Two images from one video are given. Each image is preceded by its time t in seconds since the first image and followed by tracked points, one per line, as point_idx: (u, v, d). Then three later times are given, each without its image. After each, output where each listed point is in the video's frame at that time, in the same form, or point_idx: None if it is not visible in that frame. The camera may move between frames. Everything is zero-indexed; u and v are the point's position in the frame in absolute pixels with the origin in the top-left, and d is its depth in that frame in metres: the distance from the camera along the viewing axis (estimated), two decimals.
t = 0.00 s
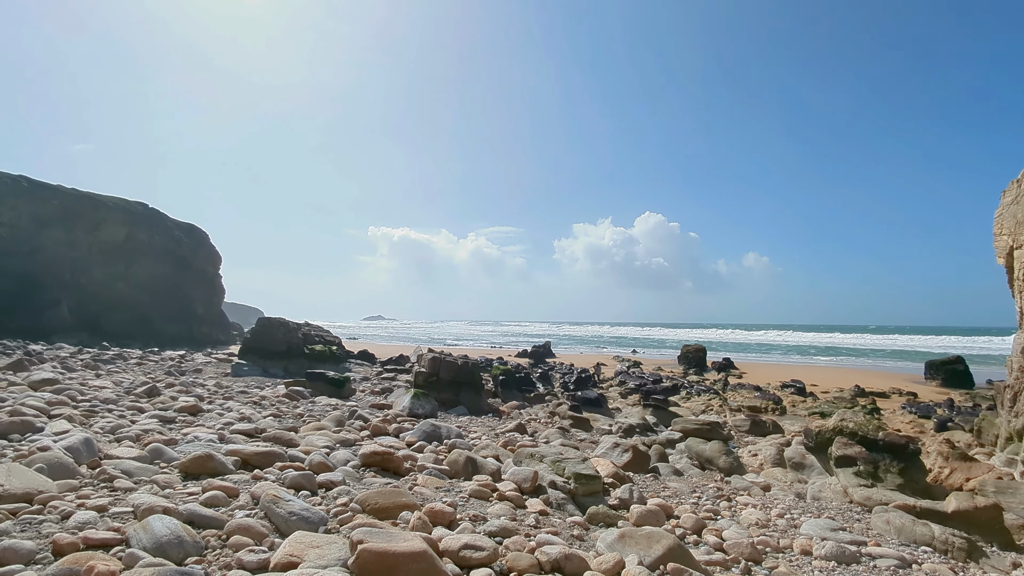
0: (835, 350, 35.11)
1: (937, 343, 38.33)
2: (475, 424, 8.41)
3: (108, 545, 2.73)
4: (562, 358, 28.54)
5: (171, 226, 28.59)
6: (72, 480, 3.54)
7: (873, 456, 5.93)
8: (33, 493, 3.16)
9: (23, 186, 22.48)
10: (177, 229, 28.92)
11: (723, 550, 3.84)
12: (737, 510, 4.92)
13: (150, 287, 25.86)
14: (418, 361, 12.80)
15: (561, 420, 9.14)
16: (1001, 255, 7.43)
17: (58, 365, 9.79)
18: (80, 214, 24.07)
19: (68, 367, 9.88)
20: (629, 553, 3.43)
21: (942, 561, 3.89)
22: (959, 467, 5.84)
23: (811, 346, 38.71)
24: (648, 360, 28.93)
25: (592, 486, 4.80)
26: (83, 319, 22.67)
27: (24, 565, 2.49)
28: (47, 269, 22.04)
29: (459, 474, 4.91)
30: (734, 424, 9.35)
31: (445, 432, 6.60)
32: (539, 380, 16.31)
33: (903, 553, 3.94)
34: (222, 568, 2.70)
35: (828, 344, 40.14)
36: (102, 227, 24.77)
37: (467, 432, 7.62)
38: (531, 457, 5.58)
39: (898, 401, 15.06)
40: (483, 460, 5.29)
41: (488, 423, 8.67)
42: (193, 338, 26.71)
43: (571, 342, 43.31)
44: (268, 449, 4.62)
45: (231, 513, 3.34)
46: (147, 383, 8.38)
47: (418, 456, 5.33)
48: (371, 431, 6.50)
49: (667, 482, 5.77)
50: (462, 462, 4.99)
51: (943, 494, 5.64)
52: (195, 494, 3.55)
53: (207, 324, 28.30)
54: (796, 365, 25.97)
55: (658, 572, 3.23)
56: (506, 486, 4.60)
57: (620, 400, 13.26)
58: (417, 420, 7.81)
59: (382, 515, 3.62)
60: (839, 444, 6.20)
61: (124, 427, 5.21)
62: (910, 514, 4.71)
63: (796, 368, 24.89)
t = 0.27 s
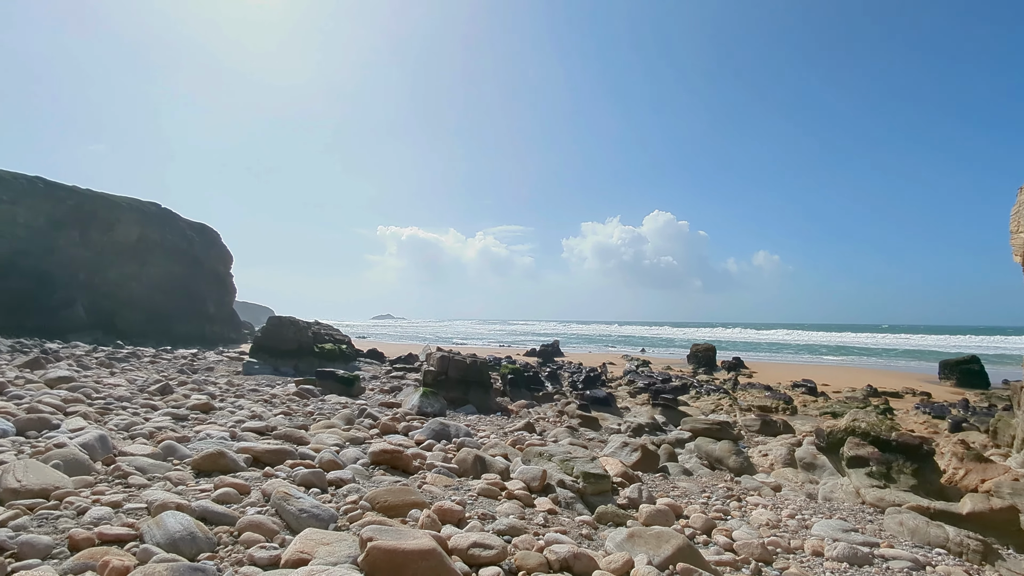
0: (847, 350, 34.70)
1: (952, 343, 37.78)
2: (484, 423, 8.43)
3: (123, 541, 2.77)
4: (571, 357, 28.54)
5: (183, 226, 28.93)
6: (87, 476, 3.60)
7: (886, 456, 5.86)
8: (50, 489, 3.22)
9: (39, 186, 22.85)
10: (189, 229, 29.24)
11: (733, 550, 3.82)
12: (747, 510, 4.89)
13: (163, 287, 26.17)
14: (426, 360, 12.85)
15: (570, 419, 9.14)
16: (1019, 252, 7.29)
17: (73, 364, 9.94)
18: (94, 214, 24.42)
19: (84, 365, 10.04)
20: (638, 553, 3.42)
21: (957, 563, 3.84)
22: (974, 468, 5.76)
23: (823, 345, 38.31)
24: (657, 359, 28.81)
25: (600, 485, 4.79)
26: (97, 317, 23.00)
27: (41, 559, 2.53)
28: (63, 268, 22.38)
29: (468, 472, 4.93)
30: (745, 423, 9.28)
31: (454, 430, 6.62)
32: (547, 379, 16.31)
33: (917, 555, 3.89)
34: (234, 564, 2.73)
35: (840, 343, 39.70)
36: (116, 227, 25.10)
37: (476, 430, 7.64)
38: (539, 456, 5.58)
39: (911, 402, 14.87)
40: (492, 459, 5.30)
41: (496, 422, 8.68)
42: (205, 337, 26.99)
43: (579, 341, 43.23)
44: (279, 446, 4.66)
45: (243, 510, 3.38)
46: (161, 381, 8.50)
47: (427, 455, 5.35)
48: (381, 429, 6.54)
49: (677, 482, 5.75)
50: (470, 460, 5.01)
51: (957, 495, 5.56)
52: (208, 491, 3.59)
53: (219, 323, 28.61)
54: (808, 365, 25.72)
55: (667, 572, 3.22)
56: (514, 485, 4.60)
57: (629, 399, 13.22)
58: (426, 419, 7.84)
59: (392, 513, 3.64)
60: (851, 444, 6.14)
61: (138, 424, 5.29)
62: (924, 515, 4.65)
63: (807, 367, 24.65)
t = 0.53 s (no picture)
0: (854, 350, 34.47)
1: (959, 343, 37.48)
2: (488, 422, 8.44)
3: (131, 538, 2.79)
4: (575, 356, 28.52)
5: (190, 225, 29.11)
6: (96, 474, 3.63)
7: (893, 457, 5.82)
8: (60, 486, 3.25)
9: (48, 186, 23.05)
10: (196, 228, 29.40)
11: (739, 550, 3.81)
12: (752, 510, 4.87)
13: (170, 286, 26.36)
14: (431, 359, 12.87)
15: (574, 418, 9.13)
16: None
17: (82, 362, 10.02)
18: (102, 213, 24.60)
19: (92, 363, 10.13)
20: (643, 553, 3.42)
21: (965, 565, 3.81)
22: (982, 469, 5.72)
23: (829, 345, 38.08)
24: (662, 358, 28.75)
25: (605, 485, 4.78)
26: (105, 316, 23.18)
27: (51, 556, 2.56)
28: (71, 267, 22.57)
29: (473, 471, 4.94)
30: (750, 423, 9.25)
31: (459, 429, 6.64)
32: (552, 378, 16.31)
33: (924, 556, 3.87)
34: (241, 562, 2.75)
35: (847, 342, 39.46)
36: (124, 226, 25.28)
37: (480, 429, 7.66)
38: (544, 455, 5.58)
39: (919, 402, 14.77)
40: (497, 458, 5.30)
41: (501, 421, 8.69)
42: (212, 336, 27.17)
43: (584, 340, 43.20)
44: (285, 445, 4.69)
45: (250, 508, 3.40)
46: (168, 380, 8.56)
47: (432, 454, 5.37)
48: (386, 428, 6.56)
49: (682, 481, 5.74)
50: (475, 459, 5.02)
51: (965, 496, 5.52)
52: (215, 489, 3.62)
53: (225, 322, 28.78)
54: (814, 364, 25.58)
55: (672, 572, 3.21)
56: (519, 484, 4.61)
57: (634, 399, 13.20)
58: (431, 417, 7.86)
59: (397, 511, 3.65)
60: (858, 445, 6.11)
61: (146, 423, 5.33)
62: (932, 516, 4.62)
63: (814, 367, 24.51)
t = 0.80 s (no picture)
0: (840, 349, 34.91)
1: (942, 343, 38.10)
2: (478, 422, 8.43)
3: (114, 540, 2.75)
4: (565, 356, 28.59)
5: (177, 223, 28.73)
6: (78, 475, 3.57)
7: (877, 455, 5.90)
8: (41, 488, 3.19)
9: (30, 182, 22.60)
10: (182, 226, 28.98)
11: (726, 548, 3.84)
12: (739, 508, 4.92)
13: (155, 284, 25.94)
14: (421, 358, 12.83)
15: (564, 417, 9.15)
16: (1009, 253, 7.37)
17: (64, 361, 9.85)
18: (86, 210, 24.18)
19: (75, 363, 9.96)
20: (631, 551, 3.44)
21: (947, 561, 3.88)
22: (964, 467, 5.82)
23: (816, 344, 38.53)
24: (651, 358, 28.90)
25: (594, 483, 4.79)
26: (88, 314, 22.78)
27: (31, 559, 2.51)
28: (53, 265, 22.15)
29: (462, 470, 4.93)
30: (738, 422, 9.33)
31: (448, 429, 6.62)
32: (542, 378, 16.33)
33: (907, 553, 3.93)
34: (227, 563, 2.72)
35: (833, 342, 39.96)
36: (108, 224, 24.86)
37: (470, 429, 7.64)
38: (534, 454, 5.58)
39: (902, 401, 15.00)
40: (486, 457, 5.29)
41: (491, 420, 8.68)
42: (198, 334, 26.80)
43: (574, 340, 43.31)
44: (272, 445, 4.64)
45: (236, 509, 3.36)
46: (153, 380, 8.44)
47: (421, 453, 5.35)
48: (375, 427, 6.53)
49: (670, 480, 5.77)
50: (465, 459, 5.01)
51: (947, 494, 5.62)
52: (201, 490, 3.57)
53: (212, 320, 28.45)
54: (800, 364, 25.87)
55: (661, 570, 3.23)
56: (508, 483, 4.60)
57: (623, 398, 13.25)
58: (420, 417, 7.83)
59: (386, 512, 3.63)
60: (843, 443, 6.19)
61: (130, 423, 5.25)
62: (914, 513, 4.69)
63: (800, 366, 24.78)
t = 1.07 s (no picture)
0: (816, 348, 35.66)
1: (912, 342, 39.20)
2: (460, 421, 8.41)
3: (83, 545, 2.67)
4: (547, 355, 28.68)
5: (151, 220, 28.03)
6: (46, 479, 3.46)
7: (850, 451, 6.04)
8: (6, 493, 3.09)
9: None
10: (157, 222, 28.30)
11: (705, 544, 3.89)
12: (718, 505, 4.99)
13: (129, 282, 25.32)
14: (402, 358, 12.74)
15: (546, 416, 9.17)
16: (976, 255, 7.60)
17: (32, 361, 9.54)
18: (56, 206, 23.42)
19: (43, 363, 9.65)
20: (612, 549, 3.46)
21: (917, 554, 3.99)
22: (933, 462, 6.00)
23: (793, 343, 39.29)
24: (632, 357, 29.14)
25: (575, 482, 4.81)
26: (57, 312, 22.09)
27: None
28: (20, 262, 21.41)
29: (444, 470, 4.91)
30: (717, 420, 9.47)
31: (430, 429, 6.58)
32: (524, 377, 16.35)
33: (879, 547, 4.03)
34: (202, 567, 2.66)
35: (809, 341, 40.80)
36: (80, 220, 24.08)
37: (452, 429, 7.62)
38: (515, 454, 5.58)
39: (875, 398, 15.39)
40: (468, 457, 5.28)
41: (473, 420, 8.67)
42: (174, 333, 26.23)
43: (556, 339, 43.46)
44: (250, 446, 4.56)
45: (211, 512, 3.29)
46: (125, 380, 8.22)
47: (402, 453, 5.31)
48: (355, 428, 6.46)
49: (650, 478, 5.83)
50: (446, 459, 4.99)
51: (917, 489, 5.78)
52: (175, 493, 3.49)
53: (188, 319, 27.85)
54: (778, 363, 26.35)
55: (641, 567, 3.26)
56: (490, 483, 4.60)
57: (605, 397, 13.34)
58: (402, 417, 7.78)
59: (366, 513, 3.60)
60: (818, 440, 6.32)
61: (101, 425, 5.10)
62: (886, 508, 4.82)
63: (778, 365, 25.25)
